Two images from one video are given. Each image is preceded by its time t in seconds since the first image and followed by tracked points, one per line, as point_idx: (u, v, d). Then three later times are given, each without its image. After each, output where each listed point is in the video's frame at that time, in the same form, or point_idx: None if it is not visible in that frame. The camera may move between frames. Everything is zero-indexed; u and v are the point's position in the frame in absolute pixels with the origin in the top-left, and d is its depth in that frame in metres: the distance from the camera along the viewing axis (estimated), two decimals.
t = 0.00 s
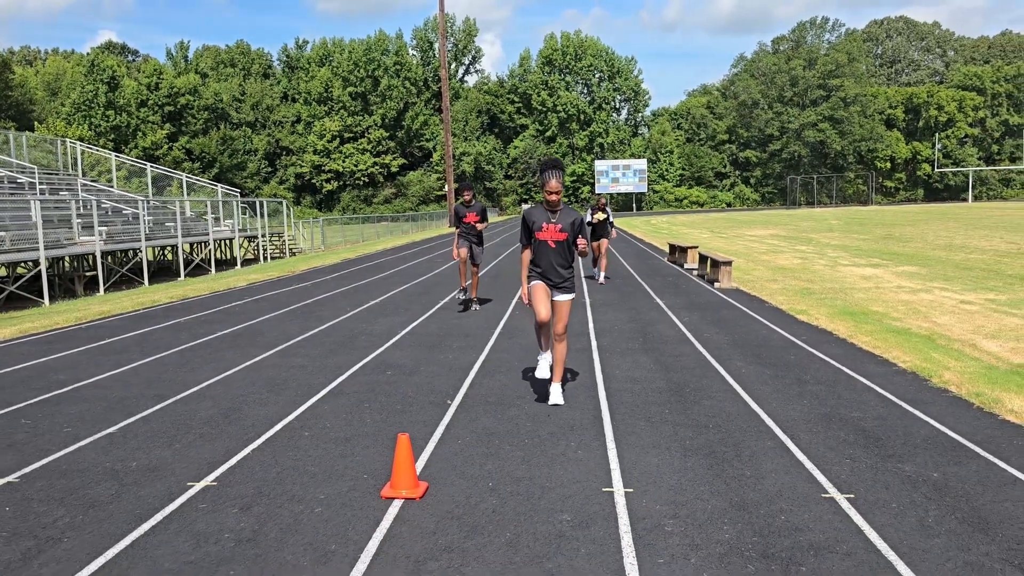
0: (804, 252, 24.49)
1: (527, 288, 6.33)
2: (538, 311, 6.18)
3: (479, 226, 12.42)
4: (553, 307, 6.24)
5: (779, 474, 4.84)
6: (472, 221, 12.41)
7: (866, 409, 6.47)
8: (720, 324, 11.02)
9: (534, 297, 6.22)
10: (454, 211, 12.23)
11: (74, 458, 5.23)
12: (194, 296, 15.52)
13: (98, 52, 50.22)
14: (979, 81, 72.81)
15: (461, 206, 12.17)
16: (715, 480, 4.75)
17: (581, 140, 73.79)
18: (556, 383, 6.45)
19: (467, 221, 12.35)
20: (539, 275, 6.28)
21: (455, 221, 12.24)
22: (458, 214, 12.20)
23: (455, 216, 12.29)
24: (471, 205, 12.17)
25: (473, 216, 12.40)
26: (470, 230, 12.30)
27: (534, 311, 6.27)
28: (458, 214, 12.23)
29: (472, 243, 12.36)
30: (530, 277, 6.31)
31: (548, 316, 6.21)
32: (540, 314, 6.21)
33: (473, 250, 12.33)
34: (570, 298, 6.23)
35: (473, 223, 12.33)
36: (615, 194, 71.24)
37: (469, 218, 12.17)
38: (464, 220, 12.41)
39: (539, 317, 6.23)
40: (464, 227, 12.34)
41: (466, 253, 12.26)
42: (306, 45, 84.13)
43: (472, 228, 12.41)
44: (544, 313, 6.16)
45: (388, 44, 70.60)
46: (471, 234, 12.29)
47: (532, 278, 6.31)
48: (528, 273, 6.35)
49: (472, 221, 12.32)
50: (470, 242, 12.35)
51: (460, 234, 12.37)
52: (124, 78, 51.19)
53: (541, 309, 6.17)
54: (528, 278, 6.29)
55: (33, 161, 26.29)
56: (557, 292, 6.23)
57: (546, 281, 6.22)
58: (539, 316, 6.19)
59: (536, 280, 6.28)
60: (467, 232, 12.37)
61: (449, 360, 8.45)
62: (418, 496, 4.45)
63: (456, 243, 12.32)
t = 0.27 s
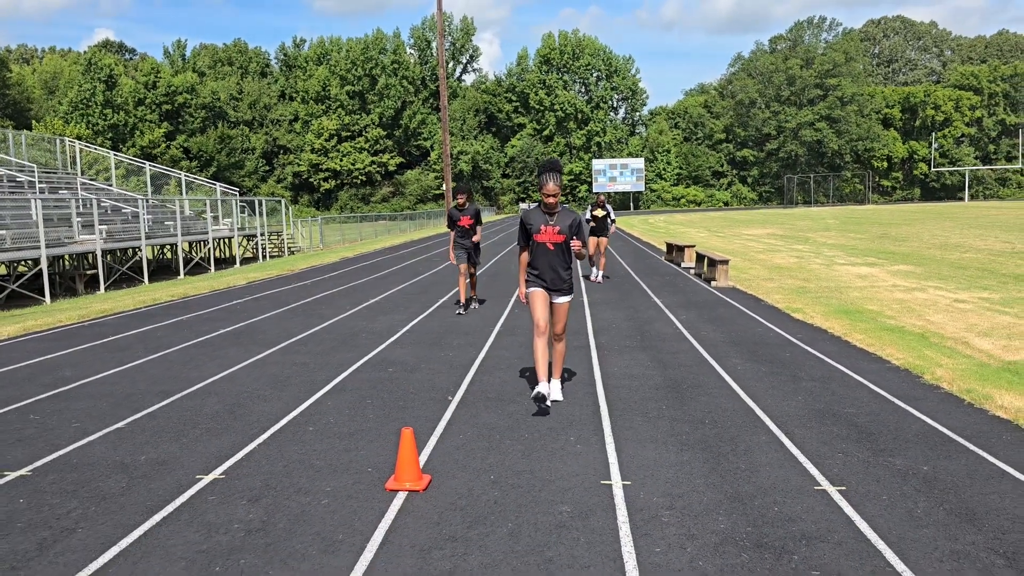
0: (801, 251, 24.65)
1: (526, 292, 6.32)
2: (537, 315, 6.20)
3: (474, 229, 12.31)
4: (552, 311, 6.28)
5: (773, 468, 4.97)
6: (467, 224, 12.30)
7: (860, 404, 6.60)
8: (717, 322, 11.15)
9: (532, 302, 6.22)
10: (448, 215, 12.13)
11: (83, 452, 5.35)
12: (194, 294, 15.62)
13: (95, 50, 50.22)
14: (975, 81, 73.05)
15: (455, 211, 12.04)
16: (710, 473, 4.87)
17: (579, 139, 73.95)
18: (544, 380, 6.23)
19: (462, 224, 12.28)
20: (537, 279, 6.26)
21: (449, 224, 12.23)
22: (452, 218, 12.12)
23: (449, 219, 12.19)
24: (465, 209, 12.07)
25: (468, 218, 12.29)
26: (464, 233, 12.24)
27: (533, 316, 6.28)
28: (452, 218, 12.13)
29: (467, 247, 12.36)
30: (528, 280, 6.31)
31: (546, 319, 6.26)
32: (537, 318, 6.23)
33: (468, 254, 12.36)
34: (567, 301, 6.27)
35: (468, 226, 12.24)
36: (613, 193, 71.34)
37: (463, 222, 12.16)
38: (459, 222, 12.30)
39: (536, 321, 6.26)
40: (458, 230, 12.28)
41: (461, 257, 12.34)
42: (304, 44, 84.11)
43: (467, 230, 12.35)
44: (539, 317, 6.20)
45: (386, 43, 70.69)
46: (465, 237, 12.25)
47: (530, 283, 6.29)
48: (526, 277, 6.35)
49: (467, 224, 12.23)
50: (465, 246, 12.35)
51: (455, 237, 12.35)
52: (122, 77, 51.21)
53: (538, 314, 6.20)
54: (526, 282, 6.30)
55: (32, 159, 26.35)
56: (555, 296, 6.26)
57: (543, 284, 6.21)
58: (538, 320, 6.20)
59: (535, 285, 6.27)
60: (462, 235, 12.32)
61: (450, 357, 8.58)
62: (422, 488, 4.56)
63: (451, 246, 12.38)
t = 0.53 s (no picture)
0: (801, 250, 24.78)
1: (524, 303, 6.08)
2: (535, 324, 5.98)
3: (472, 226, 12.35)
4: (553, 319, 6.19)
5: (768, 459, 5.11)
6: (465, 221, 12.37)
7: (853, 398, 6.75)
8: (716, 319, 11.28)
9: (532, 312, 6.00)
10: (446, 212, 12.25)
11: (96, 443, 5.49)
12: (200, 292, 15.76)
13: (98, 49, 50.46)
14: (978, 79, 73.18)
15: (451, 208, 12.15)
16: (706, 463, 5.02)
17: (581, 138, 74.09)
18: (541, 395, 5.97)
19: (460, 221, 12.36)
20: (535, 289, 6.05)
21: (447, 222, 12.34)
22: (449, 215, 12.23)
23: (447, 216, 12.32)
24: (462, 205, 12.17)
25: (467, 215, 12.36)
26: (462, 230, 12.30)
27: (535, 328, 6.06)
28: (449, 215, 12.24)
29: (465, 244, 12.42)
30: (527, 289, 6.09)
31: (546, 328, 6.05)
32: (536, 328, 6.00)
33: (465, 251, 12.40)
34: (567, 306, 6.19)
35: (465, 223, 12.30)
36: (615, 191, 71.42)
37: (460, 219, 12.25)
38: (457, 219, 12.40)
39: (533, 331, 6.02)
40: (456, 227, 12.38)
41: (458, 254, 12.42)
42: (307, 43, 84.26)
43: (465, 227, 12.42)
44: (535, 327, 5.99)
45: (388, 42, 70.96)
46: (463, 234, 12.32)
47: (530, 293, 6.06)
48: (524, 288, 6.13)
49: (464, 222, 12.31)
50: (462, 243, 12.41)
51: (452, 235, 12.45)
52: (125, 76, 51.41)
53: (536, 323, 5.99)
54: (524, 290, 6.08)
55: (37, 158, 26.54)
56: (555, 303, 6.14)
57: (544, 291, 6.02)
58: (539, 327, 5.97)
59: (534, 295, 6.05)
60: (460, 233, 12.38)
61: (452, 353, 8.72)
62: (425, 477, 4.71)
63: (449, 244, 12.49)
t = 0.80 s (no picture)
0: (803, 248, 24.88)
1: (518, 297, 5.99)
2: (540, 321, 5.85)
3: (473, 223, 12.47)
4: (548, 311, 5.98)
5: (760, 446, 5.26)
6: (466, 218, 12.49)
7: (847, 389, 6.91)
8: (716, 315, 11.44)
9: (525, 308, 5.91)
10: (447, 209, 12.43)
11: (109, 432, 5.65)
12: (207, 290, 15.97)
13: (104, 50, 50.81)
14: (982, 78, 73.12)
15: (453, 204, 12.34)
16: (700, 451, 5.17)
17: (585, 137, 74.23)
18: (541, 391, 5.98)
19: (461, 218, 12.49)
20: (528, 283, 5.93)
21: (448, 219, 12.50)
22: (450, 212, 12.40)
23: (448, 213, 12.48)
24: (464, 202, 12.34)
25: (468, 212, 12.50)
26: (462, 226, 12.43)
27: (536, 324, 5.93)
28: (450, 212, 12.42)
29: (466, 240, 12.51)
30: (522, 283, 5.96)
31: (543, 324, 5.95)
32: (532, 323, 5.91)
33: (465, 247, 12.46)
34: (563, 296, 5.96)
35: (466, 220, 12.44)
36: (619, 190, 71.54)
37: (462, 215, 12.42)
38: (458, 216, 12.55)
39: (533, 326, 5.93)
40: (458, 224, 12.50)
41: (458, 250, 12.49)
42: (311, 42, 84.55)
43: (466, 224, 12.54)
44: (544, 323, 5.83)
45: (392, 42, 71.18)
46: (463, 230, 12.43)
47: (524, 288, 5.95)
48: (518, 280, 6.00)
49: (465, 218, 12.44)
50: (462, 239, 12.50)
51: (453, 231, 12.56)
52: (130, 76, 51.76)
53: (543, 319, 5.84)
54: (517, 284, 5.98)
55: (45, 158, 26.82)
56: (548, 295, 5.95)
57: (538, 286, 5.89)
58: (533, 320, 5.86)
59: (527, 290, 5.93)
60: (460, 229, 12.50)
61: (455, 347, 8.90)
62: (428, 463, 4.88)
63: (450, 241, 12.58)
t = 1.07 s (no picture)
0: (805, 247, 25.01)
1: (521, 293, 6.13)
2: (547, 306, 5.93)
3: (477, 220, 12.60)
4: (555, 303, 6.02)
5: (757, 438, 5.44)
6: (470, 215, 12.64)
7: (843, 384, 7.09)
8: (717, 313, 11.61)
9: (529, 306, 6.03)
10: (452, 208, 12.63)
11: (127, 426, 5.84)
12: (214, 289, 16.17)
13: (109, 51, 51.12)
14: (985, 77, 73.13)
15: (456, 202, 12.57)
16: (698, 442, 5.36)
17: (588, 137, 74.37)
18: (544, 385, 6.23)
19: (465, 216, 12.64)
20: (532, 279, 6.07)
21: (452, 216, 12.66)
22: (455, 210, 12.57)
23: (452, 213, 12.68)
24: (468, 199, 12.51)
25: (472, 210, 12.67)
26: (466, 224, 12.56)
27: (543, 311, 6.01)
28: (454, 210, 12.62)
29: (471, 237, 12.58)
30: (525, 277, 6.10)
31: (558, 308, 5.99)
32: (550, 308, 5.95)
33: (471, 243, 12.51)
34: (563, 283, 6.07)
35: (470, 217, 12.58)
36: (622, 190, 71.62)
37: (466, 214, 12.57)
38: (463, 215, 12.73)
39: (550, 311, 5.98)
40: (462, 222, 12.65)
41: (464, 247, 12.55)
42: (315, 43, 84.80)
43: (471, 222, 12.67)
44: (553, 306, 5.91)
45: (396, 42, 71.45)
46: (468, 228, 12.55)
47: (526, 284, 6.08)
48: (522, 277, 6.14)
49: (469, 215, 12.58)
50: (467, 236, 12.58)
51: (458, 230, 12.70)
52: (135, 77, 52.08)
53: (550, 303, 5.92)
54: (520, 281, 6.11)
55: (52, 158, 27.06)
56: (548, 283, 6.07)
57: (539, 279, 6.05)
58: (535, 315, 5.99)
59: (531, 287, 6.07)
60: (465, 227, 12.62)
61: (461, 344, 9.09)
62: (436, 455, 5.06)
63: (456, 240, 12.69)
